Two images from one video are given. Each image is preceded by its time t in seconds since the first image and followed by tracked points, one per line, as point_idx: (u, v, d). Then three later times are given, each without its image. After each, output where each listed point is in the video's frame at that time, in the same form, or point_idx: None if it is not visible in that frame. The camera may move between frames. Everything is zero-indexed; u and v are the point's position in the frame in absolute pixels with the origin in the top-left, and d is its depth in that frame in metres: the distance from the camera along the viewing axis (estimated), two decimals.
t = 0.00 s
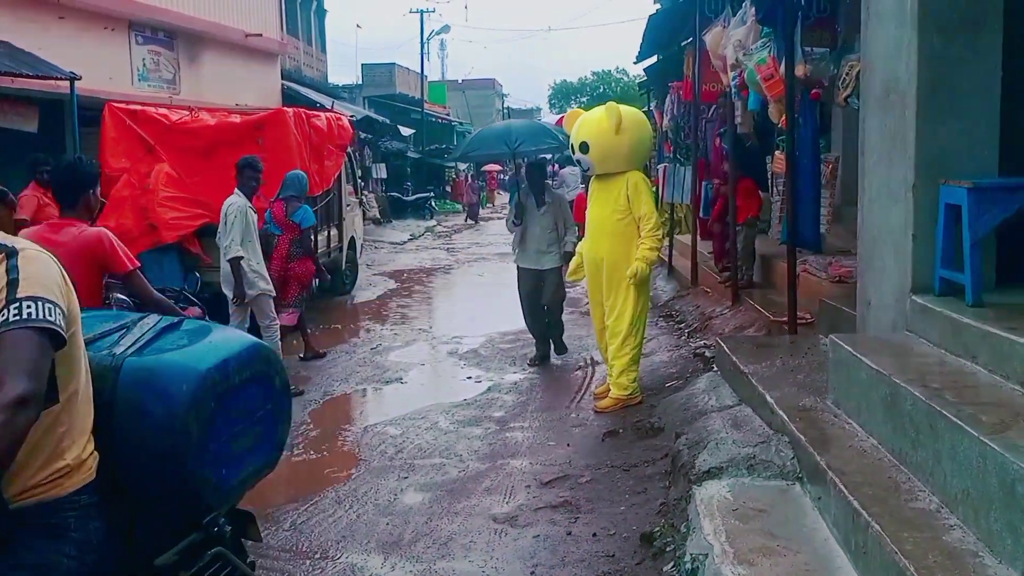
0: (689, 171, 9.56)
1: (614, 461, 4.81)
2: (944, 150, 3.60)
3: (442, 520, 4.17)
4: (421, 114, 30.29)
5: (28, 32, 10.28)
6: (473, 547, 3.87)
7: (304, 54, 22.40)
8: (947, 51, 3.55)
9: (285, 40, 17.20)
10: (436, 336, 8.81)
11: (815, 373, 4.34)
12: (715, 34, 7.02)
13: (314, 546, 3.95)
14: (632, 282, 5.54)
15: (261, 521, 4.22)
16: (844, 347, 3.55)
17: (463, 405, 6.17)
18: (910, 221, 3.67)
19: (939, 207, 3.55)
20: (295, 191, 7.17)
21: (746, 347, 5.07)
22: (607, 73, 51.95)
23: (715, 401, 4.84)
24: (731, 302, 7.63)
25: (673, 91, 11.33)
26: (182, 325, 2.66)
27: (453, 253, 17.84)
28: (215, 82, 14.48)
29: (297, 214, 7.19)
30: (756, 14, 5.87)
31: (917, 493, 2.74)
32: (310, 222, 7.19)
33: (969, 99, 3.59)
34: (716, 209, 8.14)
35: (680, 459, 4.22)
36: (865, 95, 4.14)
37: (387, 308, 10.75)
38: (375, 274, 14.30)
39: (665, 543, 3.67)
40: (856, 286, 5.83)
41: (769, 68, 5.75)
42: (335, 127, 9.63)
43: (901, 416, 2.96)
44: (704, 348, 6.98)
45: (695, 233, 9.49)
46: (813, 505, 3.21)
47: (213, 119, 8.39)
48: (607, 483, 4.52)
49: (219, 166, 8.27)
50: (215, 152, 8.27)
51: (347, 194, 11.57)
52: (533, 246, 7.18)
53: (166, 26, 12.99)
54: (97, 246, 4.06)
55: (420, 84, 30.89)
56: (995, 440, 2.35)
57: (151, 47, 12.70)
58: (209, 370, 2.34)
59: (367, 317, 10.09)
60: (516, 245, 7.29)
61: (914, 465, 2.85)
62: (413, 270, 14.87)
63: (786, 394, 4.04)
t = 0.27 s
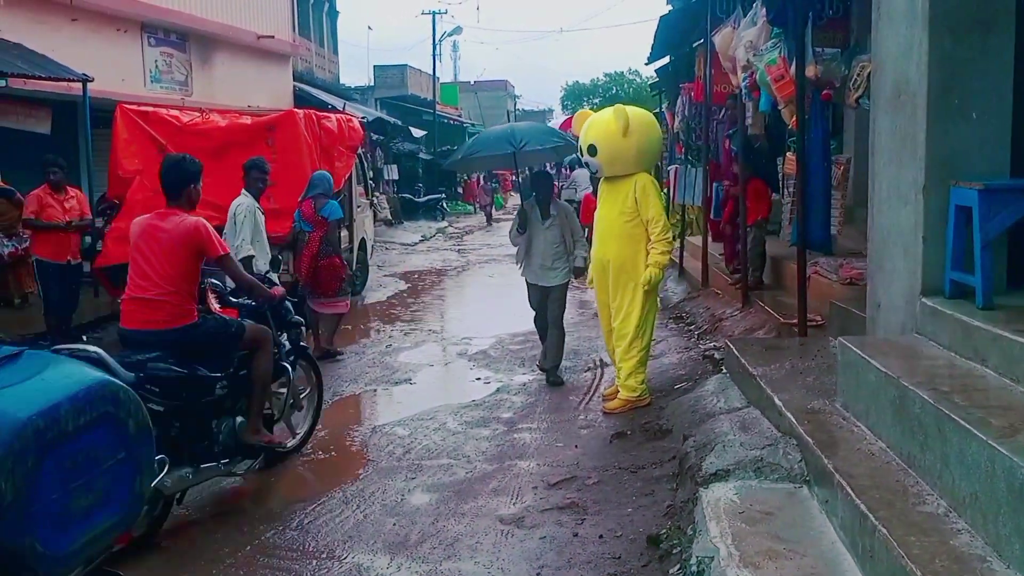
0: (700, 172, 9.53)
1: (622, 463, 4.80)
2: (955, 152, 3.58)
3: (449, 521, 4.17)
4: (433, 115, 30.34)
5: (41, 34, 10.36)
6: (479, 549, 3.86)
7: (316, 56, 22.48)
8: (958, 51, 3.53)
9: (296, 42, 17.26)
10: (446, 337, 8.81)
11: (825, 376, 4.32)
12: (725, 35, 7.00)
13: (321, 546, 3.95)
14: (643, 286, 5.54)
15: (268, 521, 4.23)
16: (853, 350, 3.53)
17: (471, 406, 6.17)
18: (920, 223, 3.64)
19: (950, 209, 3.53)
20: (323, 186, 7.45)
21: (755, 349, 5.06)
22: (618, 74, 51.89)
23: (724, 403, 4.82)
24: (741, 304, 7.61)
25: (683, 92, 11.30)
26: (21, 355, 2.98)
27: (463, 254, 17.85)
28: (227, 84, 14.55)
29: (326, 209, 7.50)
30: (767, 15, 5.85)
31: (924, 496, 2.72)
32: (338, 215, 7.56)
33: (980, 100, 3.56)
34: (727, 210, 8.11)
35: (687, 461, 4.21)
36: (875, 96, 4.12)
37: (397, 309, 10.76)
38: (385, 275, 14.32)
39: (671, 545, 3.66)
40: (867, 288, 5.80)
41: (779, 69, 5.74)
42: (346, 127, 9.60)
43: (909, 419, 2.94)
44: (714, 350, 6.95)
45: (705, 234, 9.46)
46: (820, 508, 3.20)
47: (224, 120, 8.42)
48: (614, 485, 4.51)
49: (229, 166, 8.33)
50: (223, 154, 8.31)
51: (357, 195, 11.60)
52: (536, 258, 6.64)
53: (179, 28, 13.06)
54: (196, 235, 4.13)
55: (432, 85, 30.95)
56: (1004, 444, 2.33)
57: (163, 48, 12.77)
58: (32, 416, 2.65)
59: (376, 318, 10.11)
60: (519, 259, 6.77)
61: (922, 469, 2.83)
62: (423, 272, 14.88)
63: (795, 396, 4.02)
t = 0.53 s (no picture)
0: (712, 174, 9.51)
1: (631, 466, 4.80)
2: (967, 154, 3.56)
3: (457, 523, 4.17)
4: (444, 117, 30.39)
5: (56, 36, 10.43)
6: (487, 551, 3.87)
7: (328, 58, 22.57)
8: (972, 53, 3.51)
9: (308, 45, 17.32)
10: (456, 339, 8.82)
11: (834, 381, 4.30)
12: (737, 38, 6.99)
13: (329, 547, 3.96)
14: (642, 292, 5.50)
15: (276, 522, 4.24)
16: (863, 353, 3.51)
17: (480, 408, 6.17)
18: (932, 226, 3.63)
19: (961, 212, 3.51)
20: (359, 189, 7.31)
21: (765, 352, 5.04)
22: (630, 77, 51.83)
23: (733, 407, 4.81)
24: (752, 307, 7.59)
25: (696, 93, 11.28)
26: None
27: (474, 257, 17.86)
28: (239, 86, 14.61)
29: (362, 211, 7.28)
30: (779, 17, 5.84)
31: (933, 501, 2.70)
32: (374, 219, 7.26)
33: (994, 103, 3.55)
34: (739, 212, 8.10)
35: (696, 465, 4.20)
36: (888, 98, 4.11)
37: (407, 311, 10.77)
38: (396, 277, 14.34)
39: (679, 548, 3.65)
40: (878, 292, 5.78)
41: (791, 71, 5.71)
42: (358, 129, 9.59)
43: (919, 423, 2.93)
44: (724, 353, 6.94)
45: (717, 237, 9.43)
46: (829, 512, 3.18)
47: (237, 122, 8.46)
48: (623, 488, 4.50)
49: (241, 168, 8.34)
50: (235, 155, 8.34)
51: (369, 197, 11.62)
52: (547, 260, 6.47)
53: (192, 30, 13.13)
54: (285, 230, 4.63)
55: (443, 88, 31.00)
56: (1014, 449, 2.32)
57: (176, 50, 12.84)
58: None
59: (387, 320, 10.12)
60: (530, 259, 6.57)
61: (931, 473, 2.82)
62: (433, 274, 14.89)
63: (804, 399, 4.00)
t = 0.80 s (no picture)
0: (722, 176, 9.48)
1: (639, 469, 4.79)
2: (978, 157, 3.55)
3: (464, 525, 4.17)
4: (455, 119, 30.43)
5: (68, 38, 10.50)
6: (493, 553, 3.87)
7: (339, 60, 22.63)
8: (983, 55, 3.50)
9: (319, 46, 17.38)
10: (465, 342, 8.83)
11: (843, 384, 4.29)
12: (748, 39, 6.97)
13: (336, 547, 3.97)
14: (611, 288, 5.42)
15: (284, 523, 4.25)
16: (871, 357, 3.50)
17: (488, 411, 6.17)
18: (942, 229, 3.61)
19: (972, 215, 3.50)
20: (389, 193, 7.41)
21: (774, 355, 5.03)
22: (641, 79, 51.77)
23: (741, 410, 4.79)
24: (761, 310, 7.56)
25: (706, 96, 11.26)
26: None
27: (484, 259, 17.86)
28: (250, 87, 14.68)
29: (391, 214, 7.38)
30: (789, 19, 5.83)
31: (941, 506, 2.69)
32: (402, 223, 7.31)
33: (1005, 105, 3.53)
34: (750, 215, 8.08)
35: (704, 468, 4.19)
36: (898, 100, 4.09)
37: (417, 313, 10.78)
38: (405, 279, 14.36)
39: (686, 551, 3.65)
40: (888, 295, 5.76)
41: (802, 73, 5.69)
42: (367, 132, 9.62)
43: (927, 427, 2.91)
44: (733, 357, 6.92)
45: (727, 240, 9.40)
46: (836, 516, 3.17)
47: (247, 123, 8.50)
48: (630, 491, 4.49)
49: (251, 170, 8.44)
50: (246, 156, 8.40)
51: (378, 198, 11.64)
52: (545, 270, 6.13)
53: (203, 32, 13.20)
54: (348, 223, 5.26)
55: (454, 90, 31.04)
56: (1021, 453, 2.30)
57: (188, 52, 12.90)
58: None
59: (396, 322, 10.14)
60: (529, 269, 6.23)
61: (939, 478, 2.80)
62: (442, 276, 14.91)
63: (813, 403, 3.99)
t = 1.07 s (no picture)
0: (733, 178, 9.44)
1: (644, 472, 4.76)
2: (986, 159, 3.52)
3: (467, 526, 4.16)
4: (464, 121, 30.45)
5: (78, 40, 10.56)
6: (495, 554, 3.86)
7: (348, 62, 22.68)
8: (990, 56, 3.47)
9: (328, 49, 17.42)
10: (472, 343, 8.81)
11: (850, 387, 4.25)
12: (756, 40, 6.94)
13: (339, 547, 3.97)
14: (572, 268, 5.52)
15: (287, 523, 4.25)
16: (878, 359, 3.47)
17: (494, 412, 6.16)
18: (950, 231, 3.58)
19: (980, 217, 3.47)
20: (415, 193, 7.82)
21: (781, 359, 4.99)
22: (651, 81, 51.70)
23: (747, 413, 4.77)
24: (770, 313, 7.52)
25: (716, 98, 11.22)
26: None
27: (492, 261, 17.85)
28: (259, 89, 14.72)
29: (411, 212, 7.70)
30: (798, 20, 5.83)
31: (946, 510, 2.66)
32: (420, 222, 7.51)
33: (1013, 106, 3.50)
34: (760, 216, 8.04)
35: (709, 471, 4.17)
36: (905, 102, 4.07)
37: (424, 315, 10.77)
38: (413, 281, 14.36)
39: (689, 554, 3.62)
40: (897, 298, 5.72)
41: (809, 74, 5.67)
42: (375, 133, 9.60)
43: (933, 430, 2.88)
44: (741, 360, 6.89)
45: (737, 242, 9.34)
46: (841, 520, 3.14)
47: (256, 125, 8.53)
48: (635, 494, 4.47)
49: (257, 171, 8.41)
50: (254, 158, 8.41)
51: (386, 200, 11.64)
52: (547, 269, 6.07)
53: (213, 34, 13.25)
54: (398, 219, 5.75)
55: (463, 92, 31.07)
56: None
57: (197, 54, 12.95)
58: None
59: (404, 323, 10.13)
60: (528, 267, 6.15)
61: (945, 482, 2.77)
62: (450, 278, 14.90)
63: (820, 406, 3.96)
